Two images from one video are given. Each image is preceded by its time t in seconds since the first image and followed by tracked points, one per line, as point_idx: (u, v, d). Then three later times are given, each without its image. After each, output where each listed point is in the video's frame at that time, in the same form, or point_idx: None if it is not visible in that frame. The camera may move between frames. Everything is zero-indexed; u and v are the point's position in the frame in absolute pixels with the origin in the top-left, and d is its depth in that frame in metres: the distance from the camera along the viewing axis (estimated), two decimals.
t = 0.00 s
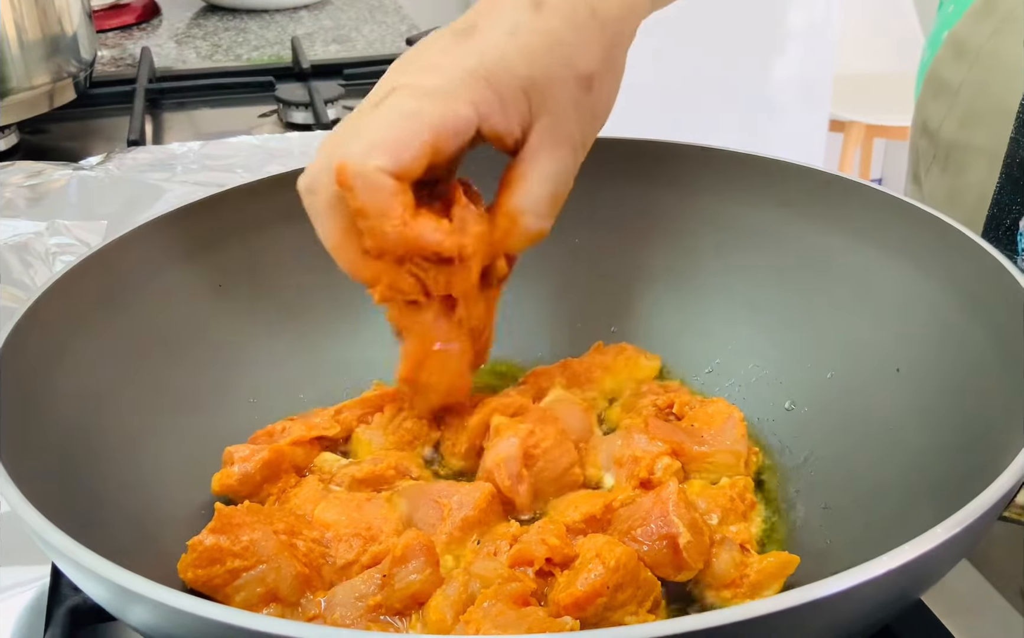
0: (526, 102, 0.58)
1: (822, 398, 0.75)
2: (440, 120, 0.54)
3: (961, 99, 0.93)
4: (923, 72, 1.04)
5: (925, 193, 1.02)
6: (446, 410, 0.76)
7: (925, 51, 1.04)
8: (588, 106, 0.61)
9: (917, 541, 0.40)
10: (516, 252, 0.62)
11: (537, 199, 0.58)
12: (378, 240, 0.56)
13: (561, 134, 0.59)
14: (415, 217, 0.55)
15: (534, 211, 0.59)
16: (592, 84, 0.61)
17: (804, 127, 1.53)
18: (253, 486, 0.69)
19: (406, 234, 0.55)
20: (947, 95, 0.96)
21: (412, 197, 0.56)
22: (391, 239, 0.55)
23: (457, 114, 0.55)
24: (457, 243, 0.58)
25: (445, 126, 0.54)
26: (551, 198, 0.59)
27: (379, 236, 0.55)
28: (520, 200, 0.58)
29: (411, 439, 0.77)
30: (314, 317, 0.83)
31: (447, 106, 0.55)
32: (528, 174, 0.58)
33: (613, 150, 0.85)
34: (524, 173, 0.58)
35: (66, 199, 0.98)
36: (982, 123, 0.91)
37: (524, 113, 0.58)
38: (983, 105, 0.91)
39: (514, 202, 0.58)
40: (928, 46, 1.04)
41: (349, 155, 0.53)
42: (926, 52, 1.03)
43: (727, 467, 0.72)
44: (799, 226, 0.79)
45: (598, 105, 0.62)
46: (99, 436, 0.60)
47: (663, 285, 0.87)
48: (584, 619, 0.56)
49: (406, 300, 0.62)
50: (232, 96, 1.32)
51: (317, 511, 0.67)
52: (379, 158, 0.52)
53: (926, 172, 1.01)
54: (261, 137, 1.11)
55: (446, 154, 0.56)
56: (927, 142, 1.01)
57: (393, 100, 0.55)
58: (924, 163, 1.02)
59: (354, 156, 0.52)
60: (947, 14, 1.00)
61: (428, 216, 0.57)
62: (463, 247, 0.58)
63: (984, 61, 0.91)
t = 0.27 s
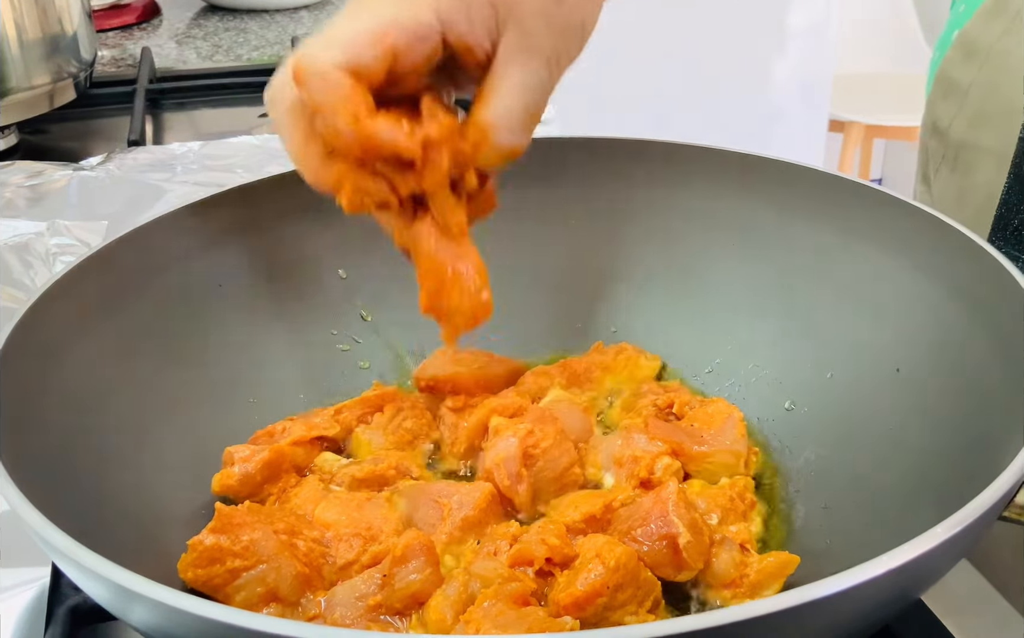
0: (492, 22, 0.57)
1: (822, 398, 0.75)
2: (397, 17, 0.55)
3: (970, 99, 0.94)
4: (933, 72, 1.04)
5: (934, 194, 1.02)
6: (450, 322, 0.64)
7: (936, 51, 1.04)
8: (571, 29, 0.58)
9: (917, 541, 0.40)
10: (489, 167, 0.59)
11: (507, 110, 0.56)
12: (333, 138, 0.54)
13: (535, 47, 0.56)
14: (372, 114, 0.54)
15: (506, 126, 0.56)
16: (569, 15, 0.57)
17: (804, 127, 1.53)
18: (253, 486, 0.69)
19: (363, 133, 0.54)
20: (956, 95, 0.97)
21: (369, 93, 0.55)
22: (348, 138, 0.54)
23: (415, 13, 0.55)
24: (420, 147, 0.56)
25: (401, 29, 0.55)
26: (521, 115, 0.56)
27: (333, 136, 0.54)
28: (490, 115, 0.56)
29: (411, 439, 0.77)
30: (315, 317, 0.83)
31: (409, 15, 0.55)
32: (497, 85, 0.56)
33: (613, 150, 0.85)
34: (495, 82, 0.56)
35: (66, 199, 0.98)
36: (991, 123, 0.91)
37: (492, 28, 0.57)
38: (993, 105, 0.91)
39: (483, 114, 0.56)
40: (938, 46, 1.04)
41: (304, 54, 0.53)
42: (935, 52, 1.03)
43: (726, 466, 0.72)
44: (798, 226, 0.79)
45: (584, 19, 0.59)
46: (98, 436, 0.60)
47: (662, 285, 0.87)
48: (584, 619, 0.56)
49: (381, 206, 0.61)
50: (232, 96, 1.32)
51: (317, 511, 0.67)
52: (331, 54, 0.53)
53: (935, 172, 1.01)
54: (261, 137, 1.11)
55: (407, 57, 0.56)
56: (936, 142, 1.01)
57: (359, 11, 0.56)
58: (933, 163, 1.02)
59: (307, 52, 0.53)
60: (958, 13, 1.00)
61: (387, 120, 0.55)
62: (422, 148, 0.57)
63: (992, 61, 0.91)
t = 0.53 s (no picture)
0: None
1: (822, 398, 0.75)
2: None
3: (988, 103, 0.93)
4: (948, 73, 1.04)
5: (948, 197, 1.01)
6: (463, 291, 0.64)
7: (949, 53, 1.04)
8: None
9: (916, 541, 0.40)
10: (541, 130, 0.58)
11: (564, 73, 0.55)
12: (400, 129, 0.54)
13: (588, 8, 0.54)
14: (432, 98, 0.54)
15: (558, 88, 0.55)
16: None
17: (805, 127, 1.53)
18: (253, 486, 0.69)
19: (429, 122, 0.53)
20: (970, 97, 0.96)
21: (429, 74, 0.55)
22: (416, 123, 0.53)
23: None
24: (469, 137, 0.55)
25: None
26: (576, 79, 0.55)
27: (402, 124, 0.54)
28: (542, 75, 0.55)
29: (411, 439, 0.77)
30: (315, 317, 0.83)
31: None
32: (548, 47, 0.55)
33: (613, 150, 0.85)
34: (545, 42, 0.55)
35: (66, 199, 0.98)
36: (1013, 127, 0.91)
37: None
38: (1014, 110, 0.90)
39: (533, 75, 0.55)
40: (952, 47, 1.03)
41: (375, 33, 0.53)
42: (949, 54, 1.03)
43: (725, 466, 0.72)
44: (798, 226, 0.79)
45: None
46: (99, 436, 0.60)
47: (663, 285, 0.87)
48: (584, 619, 0.56)
49: (441, 199, 0.61)
50: (232, 96, 1.32)
51: (317, 511, 0.67)
52: (405, 35, 0.53)
53: (949, 175, 1.01)
54: (261, 137, 1.11)
55: (468, 42, 0.55)
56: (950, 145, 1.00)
57: None
58: (947, 165, 1.01)
59: (381, 33, 0.53)
60: (972, 15, 0.99)
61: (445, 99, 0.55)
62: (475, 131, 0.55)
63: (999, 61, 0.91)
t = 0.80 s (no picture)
0: None
1: (823, 398, 0.75)
2: None
3: (999, 105, 0.91)
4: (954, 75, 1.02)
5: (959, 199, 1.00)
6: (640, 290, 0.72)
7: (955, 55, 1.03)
8: None
9: (916, 541, 0.40)
10: (675, 135, 0.61)
11: (703, 70, 0.58)
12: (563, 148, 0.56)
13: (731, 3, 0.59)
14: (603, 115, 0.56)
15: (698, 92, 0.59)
16: None
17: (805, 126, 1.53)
18: (253, 486, 0.69)
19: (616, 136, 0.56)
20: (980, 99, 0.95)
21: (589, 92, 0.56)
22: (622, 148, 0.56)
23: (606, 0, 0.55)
24: (648, 153, 0.58)
25: (607, 7, 0.55)
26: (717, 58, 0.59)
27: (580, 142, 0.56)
28: (693, 71, 0.58)
29: (411, 439, 0.77)
30: (315, 317, 0.83)
31: None
32: (691, 45, 0.58)
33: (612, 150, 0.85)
34: (687, 41, 0.58)
35: (66, 199, 0.98)
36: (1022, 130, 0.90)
37: None
38: None
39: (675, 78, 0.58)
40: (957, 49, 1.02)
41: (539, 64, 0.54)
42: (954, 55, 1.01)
43: (725, 467, 0.72)
44: (798, 226, 0.79)
45: None
46: (99, 436, 0.60)
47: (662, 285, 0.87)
48: (584, 619, 0.56)
49: (606, 222, 0.62)
50: (232, 96, 1.32)
51: (317, 511, 0.67)
52: (567, 55, 0.54)
53: (959, 177, 0.99)
54: (261, 137, 1.11)
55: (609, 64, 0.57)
56: (961, 147, 0.98)
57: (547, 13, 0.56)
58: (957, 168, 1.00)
59: (539, 60, 0.54)
60: (979, 15, 0.97)
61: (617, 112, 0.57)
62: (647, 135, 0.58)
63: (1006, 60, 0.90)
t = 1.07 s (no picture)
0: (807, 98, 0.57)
1: (823, 398, 0.75)
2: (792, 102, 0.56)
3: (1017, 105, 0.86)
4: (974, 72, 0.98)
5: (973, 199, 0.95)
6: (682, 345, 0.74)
7: (974, 51, 0.99)
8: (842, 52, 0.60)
9: (916, 541, 0.40)
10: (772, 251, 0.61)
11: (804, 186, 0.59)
12: (734, 279, 0.56)
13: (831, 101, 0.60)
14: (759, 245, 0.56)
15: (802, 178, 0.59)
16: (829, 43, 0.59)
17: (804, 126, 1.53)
18: (253, 486, 0.69)
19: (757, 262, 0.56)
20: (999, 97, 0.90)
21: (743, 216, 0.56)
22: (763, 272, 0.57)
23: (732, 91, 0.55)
24: (768, 257, 0.58)
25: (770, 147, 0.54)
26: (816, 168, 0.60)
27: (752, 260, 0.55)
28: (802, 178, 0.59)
29: (411, 439, 0.77)
30: (315, 317, 0.83)
31: (763, 120, 0.54)
32: (795, 166, 0.58)
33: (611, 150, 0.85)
34: (796, 153, 0.58)
35: (67, 199, 0.98)
36: None
37: (812, 99, 0.58)
38: None
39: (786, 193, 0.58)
40: (977, 45, 0.98)
41: (706, 193, 0.52)
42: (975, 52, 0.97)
43: (725, 467, 0.72)
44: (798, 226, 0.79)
45: (844, 42, 0.60)
46: (99, 436, 0.60)
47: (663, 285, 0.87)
48: (584, 619, 0.56)
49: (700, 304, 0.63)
50: (232, 96, 1.32)
51: (317, 511, 0.67)
52: (745, 194, 0.52)
53: (975, 176, 0.94)
54: (261, 137, 1.11)
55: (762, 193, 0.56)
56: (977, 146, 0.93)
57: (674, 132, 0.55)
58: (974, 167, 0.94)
59: (725, 193, 0.52)
60: (998, 12, 0.94)
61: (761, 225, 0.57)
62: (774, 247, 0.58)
63: None
